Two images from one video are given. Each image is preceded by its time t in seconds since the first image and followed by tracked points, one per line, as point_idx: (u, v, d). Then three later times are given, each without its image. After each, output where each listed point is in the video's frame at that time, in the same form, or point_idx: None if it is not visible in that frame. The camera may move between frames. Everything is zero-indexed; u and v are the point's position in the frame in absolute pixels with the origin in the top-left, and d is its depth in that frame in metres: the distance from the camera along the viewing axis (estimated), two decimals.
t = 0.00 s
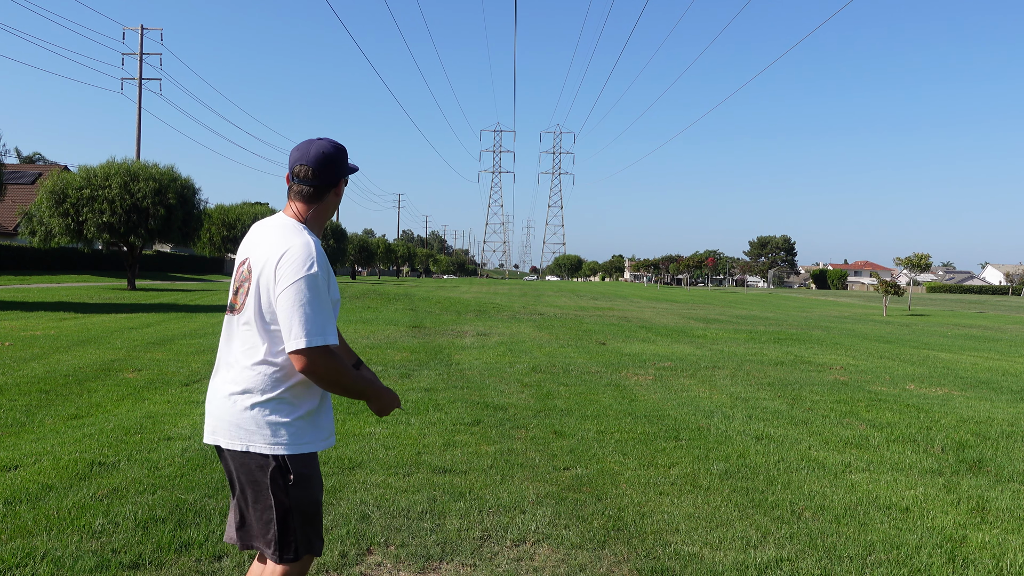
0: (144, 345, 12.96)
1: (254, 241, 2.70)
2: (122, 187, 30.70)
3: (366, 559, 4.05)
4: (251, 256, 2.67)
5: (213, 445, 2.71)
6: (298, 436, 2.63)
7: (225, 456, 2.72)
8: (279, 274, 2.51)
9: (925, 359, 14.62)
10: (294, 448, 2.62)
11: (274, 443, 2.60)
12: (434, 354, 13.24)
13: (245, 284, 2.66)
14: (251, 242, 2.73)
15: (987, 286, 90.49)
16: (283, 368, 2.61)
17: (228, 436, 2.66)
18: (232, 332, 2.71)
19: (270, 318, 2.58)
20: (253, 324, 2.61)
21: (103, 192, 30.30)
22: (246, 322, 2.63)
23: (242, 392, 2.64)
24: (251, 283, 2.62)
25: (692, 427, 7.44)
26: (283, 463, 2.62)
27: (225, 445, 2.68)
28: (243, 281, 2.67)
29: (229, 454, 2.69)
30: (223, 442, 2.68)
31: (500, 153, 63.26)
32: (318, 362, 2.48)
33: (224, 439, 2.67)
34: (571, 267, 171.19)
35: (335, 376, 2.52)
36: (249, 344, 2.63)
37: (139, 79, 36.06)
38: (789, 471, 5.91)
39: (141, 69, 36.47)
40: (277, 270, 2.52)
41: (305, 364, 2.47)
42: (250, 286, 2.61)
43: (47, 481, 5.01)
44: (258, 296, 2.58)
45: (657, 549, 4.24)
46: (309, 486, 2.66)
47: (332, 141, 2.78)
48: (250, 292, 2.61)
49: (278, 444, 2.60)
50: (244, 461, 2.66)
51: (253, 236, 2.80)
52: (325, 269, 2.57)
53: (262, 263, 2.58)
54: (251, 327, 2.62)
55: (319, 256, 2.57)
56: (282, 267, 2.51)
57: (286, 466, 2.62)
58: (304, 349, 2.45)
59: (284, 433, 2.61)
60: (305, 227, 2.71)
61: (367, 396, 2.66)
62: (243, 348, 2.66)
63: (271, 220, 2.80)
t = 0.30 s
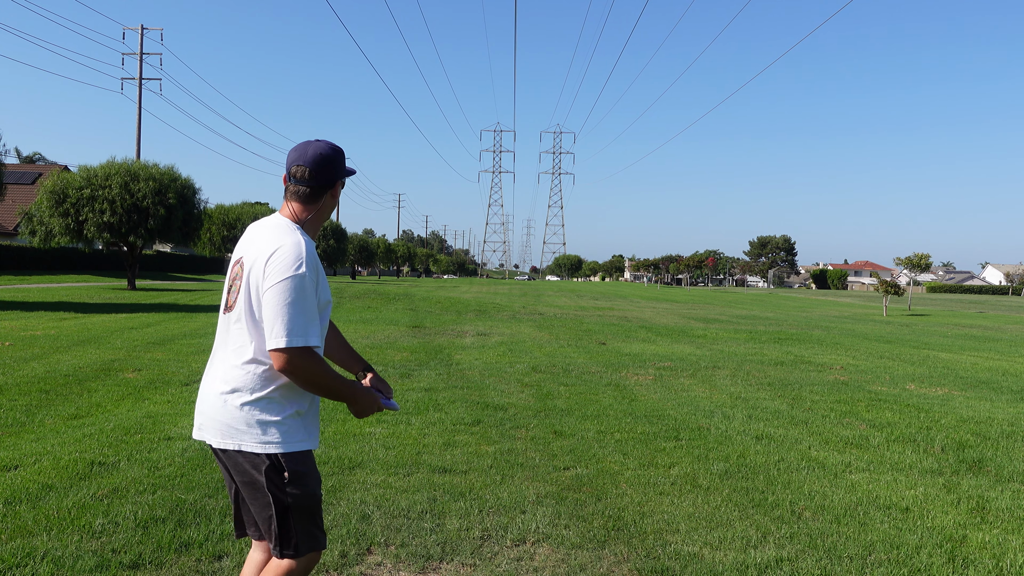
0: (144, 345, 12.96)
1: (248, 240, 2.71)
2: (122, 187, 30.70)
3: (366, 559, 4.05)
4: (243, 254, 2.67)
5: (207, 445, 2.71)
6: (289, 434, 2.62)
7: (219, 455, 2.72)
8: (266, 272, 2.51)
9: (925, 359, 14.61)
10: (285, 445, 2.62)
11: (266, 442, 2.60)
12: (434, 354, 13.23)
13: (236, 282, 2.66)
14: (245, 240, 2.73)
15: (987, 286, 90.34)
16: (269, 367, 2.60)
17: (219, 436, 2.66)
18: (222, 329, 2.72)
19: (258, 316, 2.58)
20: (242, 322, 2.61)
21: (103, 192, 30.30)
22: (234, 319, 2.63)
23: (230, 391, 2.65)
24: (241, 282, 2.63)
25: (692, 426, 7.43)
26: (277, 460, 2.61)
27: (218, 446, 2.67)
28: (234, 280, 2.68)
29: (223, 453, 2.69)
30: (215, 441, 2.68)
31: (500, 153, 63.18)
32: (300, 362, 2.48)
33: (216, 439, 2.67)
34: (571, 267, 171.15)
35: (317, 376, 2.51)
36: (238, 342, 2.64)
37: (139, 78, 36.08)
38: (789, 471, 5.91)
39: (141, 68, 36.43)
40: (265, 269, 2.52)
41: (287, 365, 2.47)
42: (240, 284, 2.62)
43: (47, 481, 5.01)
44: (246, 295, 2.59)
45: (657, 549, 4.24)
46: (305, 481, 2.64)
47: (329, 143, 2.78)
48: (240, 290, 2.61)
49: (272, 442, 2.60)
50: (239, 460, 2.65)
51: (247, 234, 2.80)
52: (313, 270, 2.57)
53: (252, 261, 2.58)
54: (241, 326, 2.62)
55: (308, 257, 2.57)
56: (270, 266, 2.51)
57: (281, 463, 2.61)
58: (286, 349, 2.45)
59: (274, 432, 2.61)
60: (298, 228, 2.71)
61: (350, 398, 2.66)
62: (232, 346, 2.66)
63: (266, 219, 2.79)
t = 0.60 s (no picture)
0: (144, 345, 12.95)
1: (243, 242, 2.70)
2: (122, 187, 30.69)
3: (366, 559, 4.05)
4: (239, 255, 2.67)
5: (190, 441, 2.71)
6: (273, 440, 2.62)
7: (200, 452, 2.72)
8: (260, 275, 2.51)
9: (925, 359, 14.59)
10: (264, 453, 2.61)
11: (248, 446, 2.60)
12: (434, 354, 13.22)
13: (230, 284, 2.66)
14: (241, 241, 2.73)
15: (987, 286, 90.23)
16: (261, 371, 2.60)
17: (205, 437, 2.66)
18: (216, 331, 2.71)
19: (250, 319, 2.58)
20: (235, 324, 2.61)
21: (103, 192, 30.29)
22: (228, 322, 2.63)
23: (221, 393, 2.64)
24: (235, 284, 2.63)
25: (692, 427, 7.43)
26: (252, 468, 2.60)
27: (200, 444, 2.67)
28: (229, 281, 2.68)
29: (203, 451, 2.69)
30: (199, 440, 2.68)
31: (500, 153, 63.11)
32: (292, 365, 2.47)
33: (200, 438, 2.67)
34: (571, 267, 171.08)
35: (310, 379, 2.51)
36: (231, 344, 2.63)
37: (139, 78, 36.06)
38: (789, 471, 5.90)
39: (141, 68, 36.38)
40: (259, 273, 2.52)
41: (278, 368, 2.47)
42: (234, 287, 2.62)
43: (47, 481, 5.01)
44: (240, 297, 2.58)
45: (657, 549, 4.24)
46: (277, 494, 2.63)
47: (328, 144, 2.79)
48: (234, 292, 2.61)
49: (252, 448, 2.60)
50: (217, 460, 2.65)
51: (244, 236, 2.80)
52: (308, 273, 2.57)
53: (246, 263, 2.57)
54: (234, 328, 2.62)
55: (302, 260, 2.56)
56: (264, 268, 2.51)
57: (257, 472, 2.60)
58: (278, 352, 2.44)
59: (257, 437, 2.60)
60: (294, 230, 2.71)
61: (344, 400, 2.67)
62: (224, 349, 2.66)
63: (263, 220, 2.79)
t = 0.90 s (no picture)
0: (144, 345, 12.95)
1: (248, 241, 2.70)
2: (122, 187, 30.69)
3: (366, 559, 4.05)
4: (243, 256, 2.67)
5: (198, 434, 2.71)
6: (281, 438, 2.62)
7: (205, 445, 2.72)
8: (265, 277, 2.51)
9: (925, 359, 14.59)
10: (271, 447, 2.62)
11: (254, 441, 2.60)
12: (434, 354, 13.22)
13: (236, 284, 2.66)
14: (246, 241, 2.73)
15: (987, 286, 90.26)
16: (269, 370, 2.61)
17: (213, 432, 2.66)
18: (223, 331, 2.72)
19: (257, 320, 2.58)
20: (241, 325, 2.62)
21: (103, 192, 30.29)
22: (235, 322, 2.64)
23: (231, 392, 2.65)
24: (240, 284, 2.63)
25: (692, 426, 7.43)
26: (258, 461, 2.61)
27: (207, 437, 2.67)
28: (235, 282, 2.68)
29: (209, 445, 2.69)
30: (206, 435, 2.68)
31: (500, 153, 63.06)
32: (301, 365, 2.48)
33: (208, 433, 2.67)
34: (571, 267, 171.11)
35: (319, 378, 2.52)
36: (238, 344, 2.64)
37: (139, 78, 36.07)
38: (789, 471, 5.91)
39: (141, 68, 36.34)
40: (263, 275, 2.52)
41: (288, 368, 2.48)
42: (239, 288, 2.62)
43: (47, 481, 5.01)
44: (246, 298, 2.58)
45: (657, 549, 4.24)
46: (280, 490, 2.64)
47: (331, 144, 2.80)
48: (239, 293, 2.61)
49: (259, 442, 2.60)
50: (223, 454, 2.65)
51: (248, 236, 2.80)
52: (312, 273, 2.56)
53: (251, 263, 2.57)
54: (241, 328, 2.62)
55: (306, 261, 2.55)
56: (268, 271, 2.50)
57: (263, 466, 2.61)
58: (287, 353, 2.45)
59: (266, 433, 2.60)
60: (297, 230, 2.70)
61: (355, 396, 2.67)
62: (232, 348, 2.66)
63: (267, 220, 2.79)
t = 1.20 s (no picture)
0: (144, 345, 12.96)
1: (261, 247, 2.69)
2: (122, 187, 30.71)
3: (366, 559, 4.05)
4: (259, 262, 2.65)
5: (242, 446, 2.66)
6: (323, 428, 2.65)
7: (250, 454, 2.68)
8: (289, 283, 2.51)
9: (925, 359, 14.60)
10: (322, 436, 2.63)
11: (303, 436, 2.61)
12: (434, 354, 13.23)
13: (255, 289, 2.64)
14: (259, 246, 2.70)
15: (987, 286, 90.26)
16: (299, 370, 2.61)
17: (258, 437, 2.64)
18: (245, 336, 2.70)
19: (281, 323, 2.57)
20: (266, 330, 2.61)
21: (103, 192, 30.31)
22: (259, 327, 2.62)
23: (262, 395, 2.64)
24: (262, 289, 2.61)
25: (692, 427, 7.44)
26: (318, 450, 2.61)
27: (254, 445, 2.64)
28: (253, 287, 2.66)
29: (258, 452, 2.66)
30: (253, 442, 2.65)
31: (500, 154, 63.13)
32: (335, 363, 2.50)
33: (253, 440, 2.65)
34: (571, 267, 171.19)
35: (353, 375, 2.54)
36: (264, 347, 2.62)
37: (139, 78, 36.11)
38: (789, 470, 5.91)
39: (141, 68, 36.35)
40: (287, 279, 2.51)
41: (322, 368, 2.50)
42: (261, 293, 2.60)
43: (47, 481, 5.01)
44: (269, 303, 2.57)
45: (657, 549, 4.24)
46: (346, 467, 2.67)
47: (337, 149, 2.80)
48: (262, 298, 2.60)
49: (310, 435, 2.61)
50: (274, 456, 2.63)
51: (258, 242, 2.78)
52: (334, 276, 2.58)
53: (271, 268, 2.56)
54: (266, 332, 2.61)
55: (326, 263, 2.56)
56: (293, 275, 2.50)
57: (322, 453, 2.62)
58: (321, 353, 2.47)
59: (310, 427, 2.62)
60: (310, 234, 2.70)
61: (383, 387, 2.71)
62: (258, 352, 2.65)
63: (276, 225, 2.77)
